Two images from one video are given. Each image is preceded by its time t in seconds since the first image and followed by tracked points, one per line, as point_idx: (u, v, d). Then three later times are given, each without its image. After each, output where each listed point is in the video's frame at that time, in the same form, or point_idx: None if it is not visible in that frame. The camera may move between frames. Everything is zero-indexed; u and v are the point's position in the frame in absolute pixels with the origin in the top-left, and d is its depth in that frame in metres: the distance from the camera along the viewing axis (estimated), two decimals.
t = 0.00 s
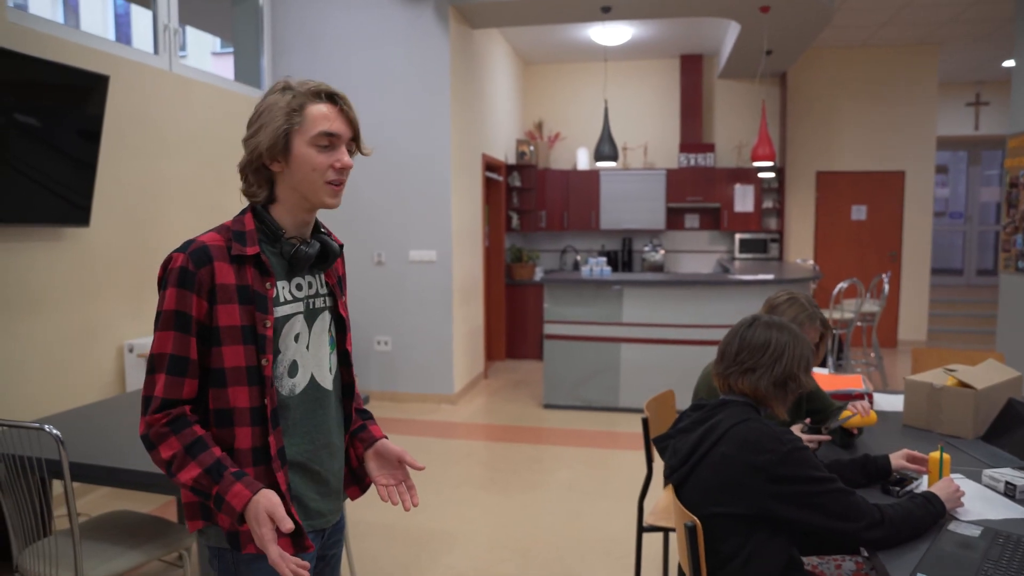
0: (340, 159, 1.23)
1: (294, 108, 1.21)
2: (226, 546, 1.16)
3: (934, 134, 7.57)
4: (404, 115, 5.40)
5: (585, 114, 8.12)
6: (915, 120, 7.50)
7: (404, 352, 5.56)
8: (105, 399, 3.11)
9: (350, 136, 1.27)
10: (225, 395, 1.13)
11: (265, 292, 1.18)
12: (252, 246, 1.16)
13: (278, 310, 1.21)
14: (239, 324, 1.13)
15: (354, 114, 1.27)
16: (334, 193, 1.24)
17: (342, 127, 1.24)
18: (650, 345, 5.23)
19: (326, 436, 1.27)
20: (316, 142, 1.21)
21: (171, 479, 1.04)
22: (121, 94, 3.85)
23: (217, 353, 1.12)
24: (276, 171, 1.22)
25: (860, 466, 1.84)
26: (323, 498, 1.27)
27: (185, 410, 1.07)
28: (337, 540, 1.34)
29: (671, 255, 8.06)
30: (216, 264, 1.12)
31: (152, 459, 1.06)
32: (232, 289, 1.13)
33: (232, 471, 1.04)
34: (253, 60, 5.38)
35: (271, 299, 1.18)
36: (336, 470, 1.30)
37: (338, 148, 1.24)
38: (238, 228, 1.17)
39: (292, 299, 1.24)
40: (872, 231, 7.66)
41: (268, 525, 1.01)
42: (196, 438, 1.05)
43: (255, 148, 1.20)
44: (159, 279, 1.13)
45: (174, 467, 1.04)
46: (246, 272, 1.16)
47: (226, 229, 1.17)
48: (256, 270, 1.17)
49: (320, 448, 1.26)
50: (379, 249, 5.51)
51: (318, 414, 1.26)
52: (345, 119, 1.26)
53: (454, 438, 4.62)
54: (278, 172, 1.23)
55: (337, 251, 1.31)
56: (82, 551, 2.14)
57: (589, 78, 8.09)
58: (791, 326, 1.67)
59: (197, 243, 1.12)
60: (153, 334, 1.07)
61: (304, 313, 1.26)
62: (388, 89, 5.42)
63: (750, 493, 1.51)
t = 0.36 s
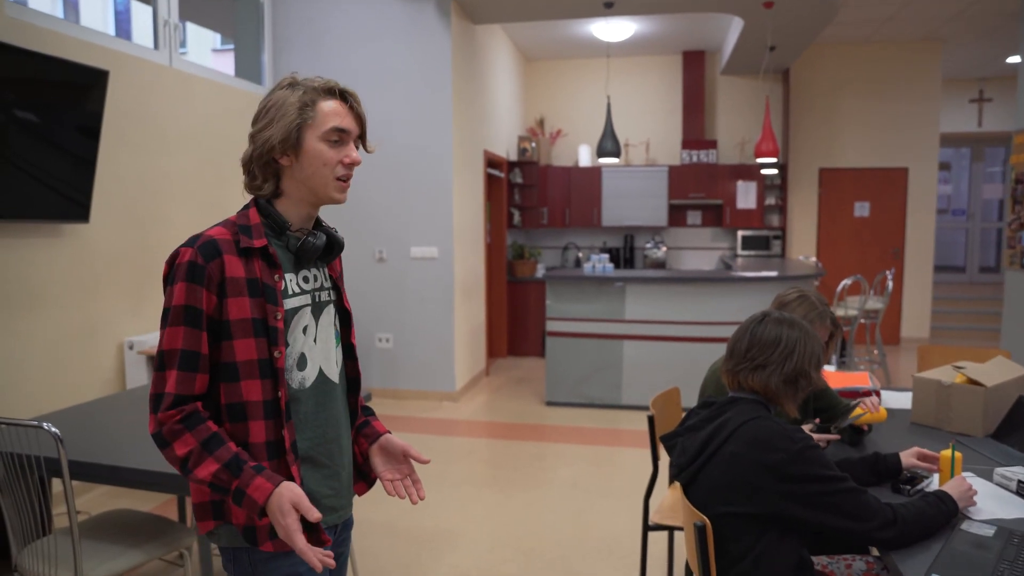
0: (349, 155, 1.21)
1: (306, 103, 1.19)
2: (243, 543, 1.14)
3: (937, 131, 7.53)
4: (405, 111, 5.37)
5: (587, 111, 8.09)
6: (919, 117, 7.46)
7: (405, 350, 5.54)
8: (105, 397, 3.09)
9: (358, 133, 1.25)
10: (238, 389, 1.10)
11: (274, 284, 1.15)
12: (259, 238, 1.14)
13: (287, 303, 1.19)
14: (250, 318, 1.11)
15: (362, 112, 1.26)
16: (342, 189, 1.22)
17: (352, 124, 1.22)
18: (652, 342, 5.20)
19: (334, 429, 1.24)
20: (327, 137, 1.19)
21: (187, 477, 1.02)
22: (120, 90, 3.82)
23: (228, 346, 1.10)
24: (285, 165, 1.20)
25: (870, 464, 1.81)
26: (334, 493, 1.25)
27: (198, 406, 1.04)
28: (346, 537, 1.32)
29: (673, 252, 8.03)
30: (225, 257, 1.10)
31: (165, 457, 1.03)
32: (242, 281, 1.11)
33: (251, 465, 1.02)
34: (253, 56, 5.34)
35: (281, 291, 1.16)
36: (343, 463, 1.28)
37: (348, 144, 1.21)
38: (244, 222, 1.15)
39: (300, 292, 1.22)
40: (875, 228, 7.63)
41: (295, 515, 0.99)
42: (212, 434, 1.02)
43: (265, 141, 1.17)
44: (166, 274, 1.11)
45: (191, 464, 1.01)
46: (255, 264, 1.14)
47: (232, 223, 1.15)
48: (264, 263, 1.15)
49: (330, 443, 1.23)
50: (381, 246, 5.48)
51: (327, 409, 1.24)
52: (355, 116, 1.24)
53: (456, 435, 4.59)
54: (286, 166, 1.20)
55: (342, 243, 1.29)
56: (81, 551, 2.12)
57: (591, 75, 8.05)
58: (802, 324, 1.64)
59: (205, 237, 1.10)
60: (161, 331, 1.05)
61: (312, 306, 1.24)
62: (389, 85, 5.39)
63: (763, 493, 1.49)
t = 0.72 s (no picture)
0: (348, 149, 1.20)
1: (304, 98, 1.17)
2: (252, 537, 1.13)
3: (934, 125, 7.53)
4: (402, 104, 5.34)
5: (583, 104, 8.06)
6: (916, 110, 7.46)
7: (401, 343, 5.53)
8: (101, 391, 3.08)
9: (356, 126, 1.23)
10: (241, 384, 1.09)
11: (274, 279, 1.14)
12: (258, 233, 1.13)
13: (286, 297, 1.17)
14: (251, 312, 1.10)
15: (360, 106, 1.24)
16: (341, 183, 1.20)
17: (351, 117, 1.21)
18: (650, 336, 5.20)
19: (333, 424, 1.23)
20: (326, 131, 1.17)
21: (195, 474, 1.00)
22: (114, 83, 3.79)
23: (230, 341, 1.08)
24: (284, 160, 1.18)
25: (869, 458, 1.81)
26: (337, 487, 1.24)
27: (202, 401, 1.02)
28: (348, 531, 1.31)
29: (670, 246, 8.02)
30: (225, 252, 1.08)
31: (171, 454, 1.01)
32: (243, 276, 1.10)
33: (261, 458, 1.01)
34: (248, 48, 5.30)
35: (280, 286, 1.15)
36: (343, 456, 1.27)
37: (348, 138, 1.20)
38: (243, 216, 1.14)
39: (299, 286, 1.20)
40: (872, 221, 7.63)
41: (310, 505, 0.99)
42: (220, 429, 1.01)
43: (264, 135, 1.15)
44: (164, 269, 1.09)
45: (199, 459, 0.99)
46: (254, 259, 1.12)
47: (230, 217, 1.13)
48: (263, 257, 1.14)
49: (331, 437, 1.22)
50: (377, 239, 5.46)
51: (327, 403, 1.22)
52: (352, 110, 1.23)
53: (453, 429, 4.59)
54: (285, 160, 1.18)
55: (340, 237, 1.28)
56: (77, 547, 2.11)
57: (589, 67, 8.02)
58: (804, 318, 1.63)
59: (205, 231, 1.08)
60: (162, 327, 1.03)
61: (310, 300, 1.23)
62: (385, 77, 5.36)
63: (763, 487, 1.48)
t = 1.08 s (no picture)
0: (334, 136, 1.19)
1: (286, 90, 1.17)
2: (255, 531, 1.13)
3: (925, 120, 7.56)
4: (395, 98, 5.32)
5: (576, 99, 8.06)
6: (908, 105, 7.48)
7: (395, 338, 5.52)
8: (94, 387, 3.06)
9: (342, 115, 1.22)
10: (242, 378, 1.09)
11: (271, 273, 1.14)
12: (255, 227, 1.12)
13: (283, 292, 1.17)
14: (251, 306, 1.09)
15: (345, 95, 1.23)
16: (330, 171, 1.19)
17: (334, 106, 1.20)
18: (643, 330, 5.21)
19: (331, 418, 1.23)
20: (310, 121, 1.16)
21: (204, 468, 0.99)
22: (103, 76, 3.74)
23: (231, 335, 1.08)
24: (271, 154, 1.18)
25: (863, 451, 1.81)
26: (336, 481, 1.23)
27: (206, 396, 1.02)
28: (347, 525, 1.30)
29: (663, 241, 8.03)
30: (224, 246, 1.08)
31: (176, 449, 1.00)
32: (241, 270, 1.09)
33: (272, 448, 1.01)
34: (240, 42, 5.27)
35: (277, 280, 1.14)
36: (340, 449, 1.27)
37: (332, 125, 1.19)
38: (239, 211, 1.13)
39: (296, 281, 1.20)
40: (864, 216, 7.66)
41: (321, 489, 1.00)
42: (227, 422, 1.01)
43: (249, 130, 1.15)
44: (162, 264, 1.08)
45: (208, 452, 0.99)
46: (251, 253, 1.12)
47: (226, 212, 1.13)
48: (260, 251, 1.13)
49: (328, 431, 1.22)
50: (370, 234, 5.45)
51: (324, 398, 1.22)
52: (336, 98, 1.22)
53: (447, 424, 4.59)
54: (273, 154, 1.18)
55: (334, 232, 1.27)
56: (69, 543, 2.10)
57: (582, 62, 8.02)
58: (796, 310, 1.63)
59: (202, 226, 1.08)
60: (162, 322, 1.02)
61: (306, 295, 1.22)
62: (378, 71, 5.34)
63: (758, 480, 1.49)
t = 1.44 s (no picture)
0: (331, 131, 1.18)
1: (282, 87, 1.17)
2: (256, 524, 1.14)
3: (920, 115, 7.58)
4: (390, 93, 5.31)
5: (572, 93, 8.04)
6: (902, 101, 7.50)
7: (391, 334, 5.52)
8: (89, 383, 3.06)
9: (339, 110, 1.22)
10: (241, 373, 1.09)
11: (266, 268, 1.14)
12: (251, 223, 1.12)
13: (278, 287, 1.17)
14: (248, 300, 1.09)
15: (341, 90, 1.23)
16: (327, 166, 1.18)
17: (330, 101, 1.20)
18: (638, 325, 5.22)
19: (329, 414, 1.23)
20: (306, 116, 1.16)
21: (215, 461, 1.00)
22: (96, 70, 3.72)
23: (230, 330, 1.08)
24: (269, 150, 1.18)
25: (857, 445, 1.82)
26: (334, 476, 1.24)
27: (213, 390, 1.02)
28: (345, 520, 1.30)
29: (658, 236, 8.04)
30: (218, 241, 1.08)
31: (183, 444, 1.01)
32: (237, 265, 1.09)
33: (281, 440, 1.03)
34: (234, 37, 5.24)
35: (273, 275, 1.14)
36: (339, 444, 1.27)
37: (329, 120, 1.19)
38: (235, 207, 1.13)
39: (292, 277, 1.20)
40: (858, 211, 7.69)
41: (330, 482, 1.02)
42: (235, 416, 1.02)
43: (245, 127, 1.16)
44: (159, 260, 1.08)
45: (219, 446, 1.00)
46: (247, 248, 1.12)
47: (223, 208, 1.13)
48: (256, 247, 1.13)
49: (326, 426, 1.22)
50: (366, 230, 5.44)
51: (322, 394, 1.22)
52: (333, 94, 1.22)
53: (443, 419, 4.59)
54: (270, 151, 1.18)
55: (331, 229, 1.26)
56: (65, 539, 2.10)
57: (578, 57, 8.00)
58: (793, 305, 1.64)
59: (197, 221, 1.08)
60: (161, 317, 1.03)
61: (304, 291, 1.22)
62: (374, 66, 5.32)
63: (754, 474, 1.49)
